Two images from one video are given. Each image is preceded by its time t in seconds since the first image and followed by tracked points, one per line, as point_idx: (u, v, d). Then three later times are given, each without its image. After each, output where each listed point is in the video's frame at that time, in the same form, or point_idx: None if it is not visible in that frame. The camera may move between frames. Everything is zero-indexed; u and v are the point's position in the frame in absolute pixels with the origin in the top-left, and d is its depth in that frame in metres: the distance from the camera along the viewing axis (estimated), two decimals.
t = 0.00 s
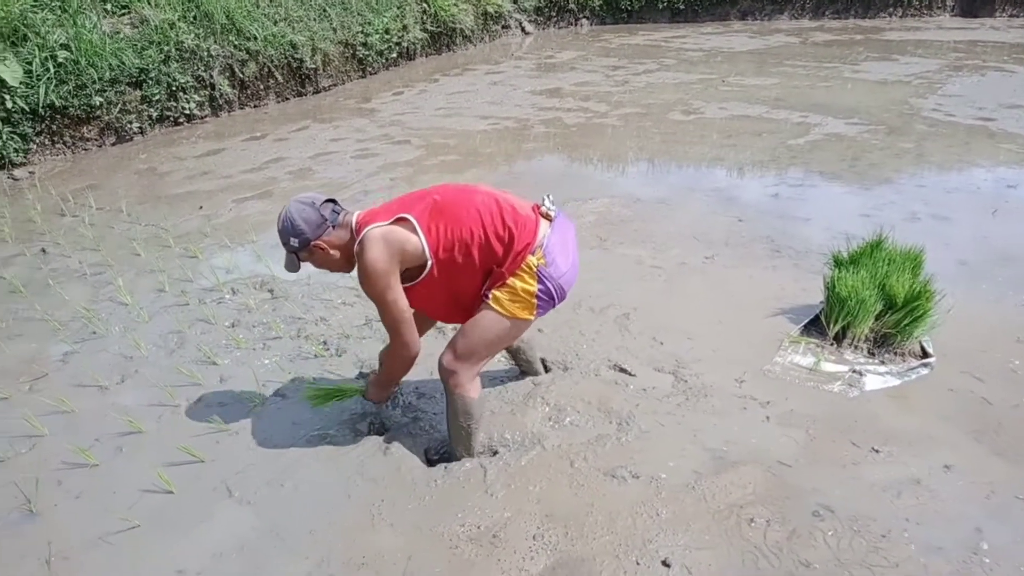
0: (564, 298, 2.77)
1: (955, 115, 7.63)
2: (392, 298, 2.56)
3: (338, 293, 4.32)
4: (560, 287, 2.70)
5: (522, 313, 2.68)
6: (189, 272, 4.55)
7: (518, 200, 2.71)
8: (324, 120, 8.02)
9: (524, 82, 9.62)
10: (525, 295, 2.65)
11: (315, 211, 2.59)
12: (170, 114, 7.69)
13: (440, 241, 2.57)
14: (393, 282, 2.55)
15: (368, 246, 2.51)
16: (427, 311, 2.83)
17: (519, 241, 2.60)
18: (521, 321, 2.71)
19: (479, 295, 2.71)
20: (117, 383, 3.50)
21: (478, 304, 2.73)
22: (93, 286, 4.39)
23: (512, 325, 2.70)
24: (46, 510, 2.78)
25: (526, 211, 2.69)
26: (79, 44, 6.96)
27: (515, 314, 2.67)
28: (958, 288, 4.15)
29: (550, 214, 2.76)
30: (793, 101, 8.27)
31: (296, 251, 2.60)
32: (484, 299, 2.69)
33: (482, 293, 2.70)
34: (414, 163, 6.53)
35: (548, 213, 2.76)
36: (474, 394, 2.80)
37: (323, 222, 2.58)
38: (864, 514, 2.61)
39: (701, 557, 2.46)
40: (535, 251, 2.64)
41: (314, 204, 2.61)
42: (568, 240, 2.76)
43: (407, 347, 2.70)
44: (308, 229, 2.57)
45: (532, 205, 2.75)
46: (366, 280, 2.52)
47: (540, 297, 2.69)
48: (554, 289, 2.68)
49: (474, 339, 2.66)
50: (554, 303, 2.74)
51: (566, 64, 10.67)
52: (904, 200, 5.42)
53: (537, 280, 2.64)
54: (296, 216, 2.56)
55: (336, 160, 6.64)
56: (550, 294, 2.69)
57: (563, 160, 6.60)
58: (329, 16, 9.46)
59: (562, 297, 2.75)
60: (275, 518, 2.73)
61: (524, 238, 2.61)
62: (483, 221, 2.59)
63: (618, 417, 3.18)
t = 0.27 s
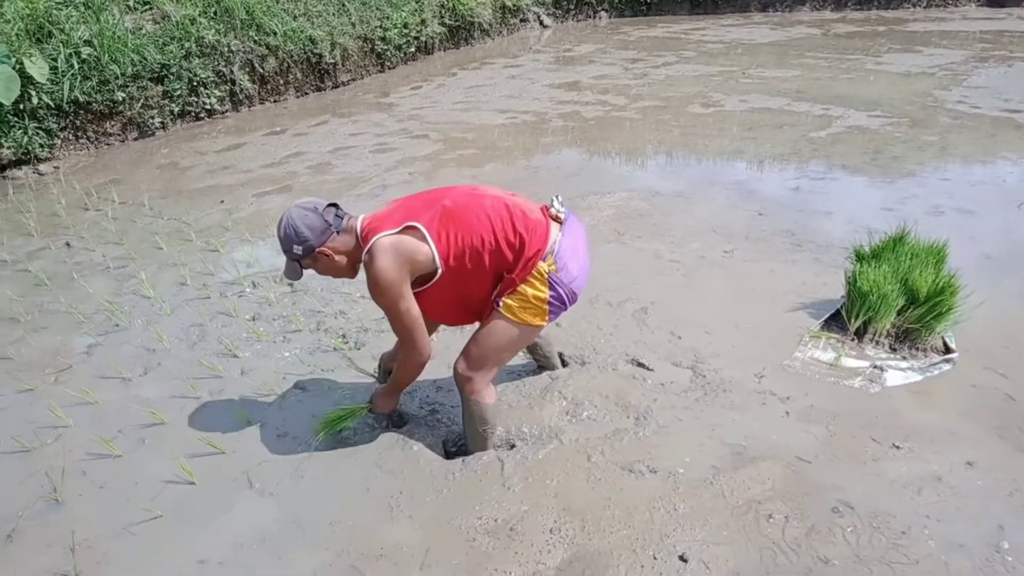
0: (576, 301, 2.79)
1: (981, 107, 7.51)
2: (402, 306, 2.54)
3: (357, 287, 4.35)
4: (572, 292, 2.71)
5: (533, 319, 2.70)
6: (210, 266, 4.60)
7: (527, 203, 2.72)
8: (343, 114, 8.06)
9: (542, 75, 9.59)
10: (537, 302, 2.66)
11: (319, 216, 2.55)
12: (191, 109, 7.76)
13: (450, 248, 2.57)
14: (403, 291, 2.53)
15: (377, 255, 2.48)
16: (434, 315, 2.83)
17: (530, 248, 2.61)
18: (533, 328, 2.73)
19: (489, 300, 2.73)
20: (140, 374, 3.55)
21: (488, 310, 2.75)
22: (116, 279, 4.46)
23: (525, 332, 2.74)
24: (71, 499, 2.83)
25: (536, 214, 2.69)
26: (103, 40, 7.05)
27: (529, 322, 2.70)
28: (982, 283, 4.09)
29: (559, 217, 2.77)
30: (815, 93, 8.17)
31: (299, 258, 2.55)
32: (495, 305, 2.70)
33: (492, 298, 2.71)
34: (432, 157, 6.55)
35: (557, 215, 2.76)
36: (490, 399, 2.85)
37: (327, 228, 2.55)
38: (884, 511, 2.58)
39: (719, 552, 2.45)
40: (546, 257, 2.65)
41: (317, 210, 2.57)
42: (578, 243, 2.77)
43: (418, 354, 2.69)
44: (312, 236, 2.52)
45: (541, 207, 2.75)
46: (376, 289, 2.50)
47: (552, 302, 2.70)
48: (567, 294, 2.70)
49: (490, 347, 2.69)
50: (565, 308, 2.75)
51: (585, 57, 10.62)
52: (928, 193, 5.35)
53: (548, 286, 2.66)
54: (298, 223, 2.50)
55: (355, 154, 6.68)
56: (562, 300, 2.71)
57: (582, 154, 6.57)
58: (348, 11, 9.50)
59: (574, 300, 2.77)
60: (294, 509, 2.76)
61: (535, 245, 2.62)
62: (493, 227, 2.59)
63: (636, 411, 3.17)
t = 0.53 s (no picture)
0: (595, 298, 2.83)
1: (1011, 98, 7.36)
2: (425, 310, 2.52)
3: (380, 274, 4.37)
4: (591, 290, 2.75)
5: (553, 319, 2.74)
6: (235, 253, 4.65)
7: (544, 202, 2.72)
8: (365, 104, 8.08)
9: (564, 64, 9.55)
10: (558, 301, 2.70)
11: (331, 220, 2.52)
12: (216, 98, 7.83)
13: (472, 248, 2.56)
14: (426, 294, 2.51)
15: (398, 259, 2.46)
16: (451, 316, 2.82)
17: (551, 247, 2.63)
18: (553, 327, 2.78)
19: (508, 299, 2.75)
20: (167, 359, 3.61)
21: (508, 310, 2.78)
22: (143, 265, 4.52)
23: (545, 333, 2.78)
24: (101, 479, 2.89)
25: (554, 213, 2.70)
26: (129, 29, 7.12)
27: (550, 322, 2.74)
28: (1011, 276, 4.03)
29: (576, 215, 2.80)
30: (841, 83, 8.06)
31: (311, 262, 2.53)
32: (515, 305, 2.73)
33: (511, 297, 2.74)
34: (453, 147, 6.55)
35: (573, 214, 2.79)
36: (512, 398, 2.90)
37: (340, 232, 2.53)
38: (909, 505, 2.56)
39: (741, 543, 2.45)
40: (567, 256, 2.67)
41: (328, 213, 2.54)
42: (595, 240, 2.80)
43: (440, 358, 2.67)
44: (325, 240, 2.50)
45: (558, 205, 2.77)
46: (399, 293, 2.48)
47: (573, 301, 2.74)
48: (587, 292, 2.74)
49: (511, 348, 2.74)
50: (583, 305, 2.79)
51: (607, 46, 10.55)
52: (956, 185, 5.26)
53: (569, 286, 2.69)
54: (310, 229, 2.48)
55: (377, 143, 6.70)
56: (582, 299, 2.75)
57: (604, 143, 6.54)
58: None
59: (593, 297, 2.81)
60: (317, 493, 2.79)
61: (555, 245, 2.64)
62: (514, 227, 2.60)
63: (658, 402, 3.17)
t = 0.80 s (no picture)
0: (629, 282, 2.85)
1: None
2: (456, 293, 2.52)
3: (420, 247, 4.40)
4: (625, 275, 2.76)
5: (586, 302, 2.75)
6: (278, 223, 4.71)
7: (580, 183, 2.72)
8: (407, 76, 8.08)
9: (608, 39, 9.40)
10: (591, 285, 2.71)
11: (363, 198, 2.52)
12: (260, 69, 7.90)
13: (509, 232, 2.54)
14: (460, 277, 2.50)
15: (432, 243, 2.44)
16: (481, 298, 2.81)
17: (587, 231, 2.64)
18: (586, 310, 2.79)
19: (540, 282, 2.75)
20: (212, 324, 3.69)
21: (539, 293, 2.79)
22: (189, 233, 4.61)
23: (576, 316, 2.80)
24: (149, 438, 2.98)
25: (590, 195, 2.70)
26: None
27: (583, 306, 2.76)
28: None
29: (610, 198, 2.81)
30: (894, 62, 7.81)
31: (341, 241, 2.52)
32: (548, 288, 2.73)
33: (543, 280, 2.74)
34: (494, 121, 6.52)
35: (609, 196, 2.81)
36: (543, 380, 2.92)
37: (371, 210, 2.52)
38: (952, 494, 2.52)
39: (778, 525, 2.44)
40: (602, 240, 2.68)
41: (359, 191, 2.53)
42: (629, 223, 2.81)
43: (466, 340, 2.67)
44: (357, 219, 2.49)
45: (593, 187, 2.77)
46: (431, 276, 2.47)
47: (607, 285, 2.76)
48: (621, 276, 2.76)
49: (543, 332, 2.76)
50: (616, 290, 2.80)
51: (652, 20, 10.36)
52: (1014, 169, 5.08)
53: (603, 270, 2.70)
54: (341, 207, 2.47)
55: (418, 117, 6.70)
56: (615, 283, 2.76)
57: (647, 120, 6.45)
58: None
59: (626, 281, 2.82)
60: (357, 459, 2.84)
61: (591, 229, 2.65)
62: (551, 210, 2.59)
63: (697, 381, 3.15)
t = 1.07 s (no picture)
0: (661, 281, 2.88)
1: None
2: (493, 290, 2.48)
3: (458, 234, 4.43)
4: (657, 273, 2.78)
5: (619, 302, 2.76)
6: (319, 208, 4.78)
7: (614, 183, 2.72)
8: (447, 64, 8.10)
9: (650, 28, 9.30)
10: (624, 284, 2.71)
11: (398, 196, 2.50)
12: (303, 55, 7.99)
13: (545, 228, 2.54)
14: (496, 274, 2.47)
15: (468, 237, 2.42)
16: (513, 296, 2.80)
17: (622, 230, 2.64)
18: (619, 309, 2.79)
19: (573, 281, 2.75)
20: (254, 306, 3.77)
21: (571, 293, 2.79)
22: (233, 216, 4.70)
23: (609, 315, 2.80)
24: (192, 415, 3.06)
25: (625, 193, 2.70)
26: None
27: (616, 305, 2.76)
28: None
29: (645, 196, 2.84)
30: (946, 55, 7.60)
31: (374, 239, 2.49)
32: (581, 288, 2.73)
33: (576, 279, 2.74)
34: (534, 110, 6.51)
35: (643, 194, 2.83)
36: (577, 378, 2.93)
37: (406, 208, 2.50)
38: (996, 497, 2.47)
39: (814, 522, 2.42)
40: (637, 240, 2.70)
41: (394, 189, 2.51)
42: (663, 222, 2.83)
43: (501, 341, 2.61)
44: (392, 217, 2.47)
45: (628, 185, 2.79)
46: (467, 272, 2.44)
47: (641, 285, 2.77)
48: (655, 276, 2.78)
49: (576, 331, 2.76)
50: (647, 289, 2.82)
51: (695, 9, 10.22)
52: None
53: (637, 269, 2.71)
54: (377, 205, 2.45)
55: (458, 105, 6.72)
56: (647, 282, 2.77)
57: (688, 111, 6.38)
58: None
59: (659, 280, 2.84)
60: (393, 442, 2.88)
61: (627, 228, 2.65)
62: (586, 208, 2.59)
63: (734, 376, 3.13)
